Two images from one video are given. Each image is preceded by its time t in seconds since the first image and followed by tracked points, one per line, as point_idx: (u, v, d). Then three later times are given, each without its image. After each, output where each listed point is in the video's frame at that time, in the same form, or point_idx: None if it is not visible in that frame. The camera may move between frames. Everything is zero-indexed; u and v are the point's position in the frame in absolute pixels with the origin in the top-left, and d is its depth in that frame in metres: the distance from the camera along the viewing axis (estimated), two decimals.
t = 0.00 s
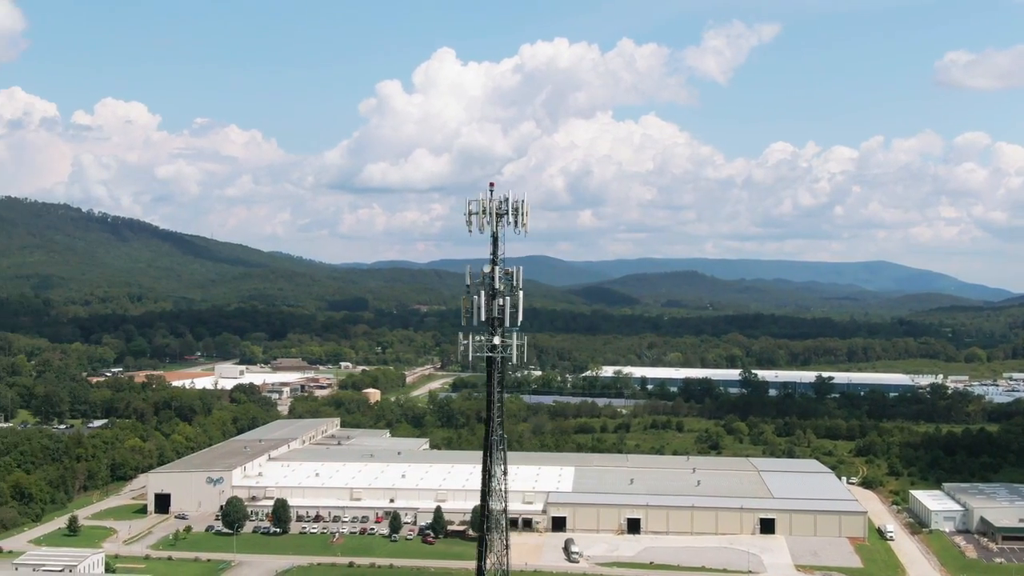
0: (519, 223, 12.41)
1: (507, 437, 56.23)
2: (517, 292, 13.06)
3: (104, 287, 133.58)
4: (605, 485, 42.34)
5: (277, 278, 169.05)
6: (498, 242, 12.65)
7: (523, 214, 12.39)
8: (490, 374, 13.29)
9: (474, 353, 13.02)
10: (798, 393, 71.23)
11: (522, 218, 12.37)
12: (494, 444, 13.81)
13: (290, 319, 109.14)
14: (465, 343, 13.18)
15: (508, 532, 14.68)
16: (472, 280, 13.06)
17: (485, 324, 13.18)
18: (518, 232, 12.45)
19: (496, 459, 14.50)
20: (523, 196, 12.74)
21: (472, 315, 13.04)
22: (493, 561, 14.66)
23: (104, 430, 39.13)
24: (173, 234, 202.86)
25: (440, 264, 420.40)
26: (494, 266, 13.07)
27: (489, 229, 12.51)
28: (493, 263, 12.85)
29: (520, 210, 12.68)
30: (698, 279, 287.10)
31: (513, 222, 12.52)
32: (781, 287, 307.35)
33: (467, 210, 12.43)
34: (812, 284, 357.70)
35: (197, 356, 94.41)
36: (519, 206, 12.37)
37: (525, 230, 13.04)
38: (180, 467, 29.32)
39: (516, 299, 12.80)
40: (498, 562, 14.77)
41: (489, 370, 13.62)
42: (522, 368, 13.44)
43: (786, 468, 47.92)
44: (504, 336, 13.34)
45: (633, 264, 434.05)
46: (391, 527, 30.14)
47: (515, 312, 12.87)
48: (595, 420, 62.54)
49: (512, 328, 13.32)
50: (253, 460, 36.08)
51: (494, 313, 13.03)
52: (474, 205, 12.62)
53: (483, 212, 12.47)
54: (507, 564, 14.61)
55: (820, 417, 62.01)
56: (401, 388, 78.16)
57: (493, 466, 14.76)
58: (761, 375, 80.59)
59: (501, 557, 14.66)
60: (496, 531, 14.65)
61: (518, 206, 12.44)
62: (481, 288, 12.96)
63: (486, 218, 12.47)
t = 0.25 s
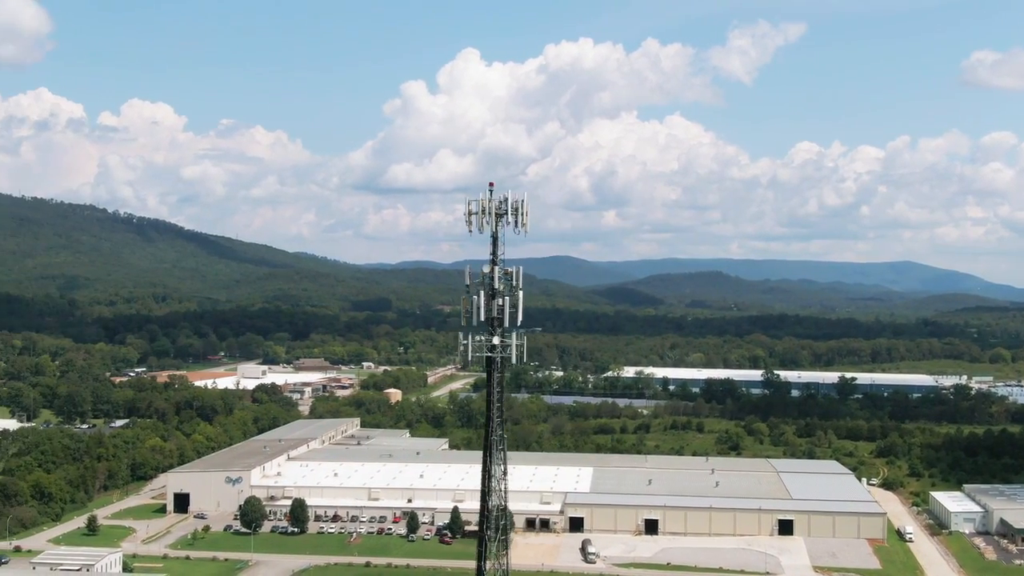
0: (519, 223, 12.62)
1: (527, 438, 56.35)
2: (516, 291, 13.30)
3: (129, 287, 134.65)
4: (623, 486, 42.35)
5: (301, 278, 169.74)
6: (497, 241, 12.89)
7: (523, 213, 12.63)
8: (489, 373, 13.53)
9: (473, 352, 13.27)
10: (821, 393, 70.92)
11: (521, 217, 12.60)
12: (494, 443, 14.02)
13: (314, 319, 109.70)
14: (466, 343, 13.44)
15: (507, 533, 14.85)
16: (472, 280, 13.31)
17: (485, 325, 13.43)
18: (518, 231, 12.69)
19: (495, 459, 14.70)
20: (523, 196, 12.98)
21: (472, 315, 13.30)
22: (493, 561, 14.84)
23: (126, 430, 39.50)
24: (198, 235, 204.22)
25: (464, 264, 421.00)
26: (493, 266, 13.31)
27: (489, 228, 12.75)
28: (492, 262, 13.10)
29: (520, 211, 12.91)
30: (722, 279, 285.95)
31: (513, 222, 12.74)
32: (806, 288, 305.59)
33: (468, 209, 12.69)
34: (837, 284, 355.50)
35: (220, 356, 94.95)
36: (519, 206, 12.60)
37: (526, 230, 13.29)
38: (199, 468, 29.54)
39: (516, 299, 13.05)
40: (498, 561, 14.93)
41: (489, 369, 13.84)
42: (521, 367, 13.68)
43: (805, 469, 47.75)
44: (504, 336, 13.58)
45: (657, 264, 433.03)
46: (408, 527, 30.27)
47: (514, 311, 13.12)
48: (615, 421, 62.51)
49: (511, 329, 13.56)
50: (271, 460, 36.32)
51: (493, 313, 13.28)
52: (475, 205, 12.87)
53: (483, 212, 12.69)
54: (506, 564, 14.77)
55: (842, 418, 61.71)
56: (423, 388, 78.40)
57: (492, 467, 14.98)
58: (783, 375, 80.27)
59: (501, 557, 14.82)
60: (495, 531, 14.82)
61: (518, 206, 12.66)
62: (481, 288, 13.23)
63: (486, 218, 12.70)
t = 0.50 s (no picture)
0: (519, 223, 12.84)
1: (546, 438, 56.43)
2: (516, 292, 13.53)
3: (153, 287, 135.63)
4: (641, 487, 42.32)
5: (326, 279, 170.41)
6: (498, 240, 13.11)
7: (522, 214, 12.84)
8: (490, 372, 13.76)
9: (472, 352, 13.50)
10: (844, 394, 70.57)
11: (521, 217, 12.81)
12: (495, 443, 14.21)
13: (337, 319, 110.13)
14: (466, 342, 13.64)
15: (506, 534, 15.00)
16: (472, 279, 13.54)
17: (484, 324, 13.65)
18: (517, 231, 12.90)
19: (495, 459, 14.87)
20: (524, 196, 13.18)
21: (472, 315, 13.54)
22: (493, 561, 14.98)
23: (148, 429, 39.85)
24: (223, 236, 205.46)
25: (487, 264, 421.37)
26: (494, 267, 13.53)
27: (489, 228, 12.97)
28: (492, 262, 13.31)
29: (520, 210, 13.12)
30: (747, 279, 284.75)
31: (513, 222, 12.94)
32: (830, 288, 303.90)
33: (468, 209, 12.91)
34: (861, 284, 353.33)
35: (243, 356, 95.43)
36: (519, 207, 12.80)
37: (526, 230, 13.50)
38: (219, 467, 29.80)
39: (515, 299, 13.27)
40: (498, 561, 15.07)
41: (489, 369, 14.04)
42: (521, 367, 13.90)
43: (824, 470, 47.57)
44: (503, 336, 13.80)
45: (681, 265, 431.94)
46: (426, 527, 30.40)
47: (513, 311, 13.35)
48: (635, 422, 62.47)
49: (511, 329, 13.78)
50: (290, 459, 36.55)
51: (492, 313, 13.51)
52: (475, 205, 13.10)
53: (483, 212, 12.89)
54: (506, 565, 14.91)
55: (864, 419, 61.40)
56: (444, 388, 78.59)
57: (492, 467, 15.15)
58: (806, 376, 79.92)
59: (501, 558, 14.95)
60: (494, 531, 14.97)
61: (517, 206, 12.86)
62: (480, 288, 13.46)
63: (486, 218, 12.91)
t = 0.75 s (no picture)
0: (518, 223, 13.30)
1: (566, 438, 56.52)
2: (516, 291, 13.94)
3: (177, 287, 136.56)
4: (659, 487, 42.31)
5: (350, 279, 170.98)
6: (497, 240, 13.56)
7: (520, 214, 13.32)
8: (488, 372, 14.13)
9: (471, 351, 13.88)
10: (867, 395, 70.20)
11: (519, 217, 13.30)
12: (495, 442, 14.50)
13: (359, 319, 110.52)
14: (466, 342, 14.05)
15: (506, 534, 15.20)
16: (471, 280, 13.97)
17: (484, 324, 14.05)
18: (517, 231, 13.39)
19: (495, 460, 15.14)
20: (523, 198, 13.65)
21: (472, 315, 13.94)
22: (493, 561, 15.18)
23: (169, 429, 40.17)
24: (248, 236, 206.59)
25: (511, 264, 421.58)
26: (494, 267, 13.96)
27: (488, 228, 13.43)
28: (492, 262, 13.75)
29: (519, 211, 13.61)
30: (772, 279, 283.36)
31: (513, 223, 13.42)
32: (856, 288, 301.84)
33: (467, 209, 13.39)
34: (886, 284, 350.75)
35: (266, 356, 96.00)
36: (518, 207, 13.28)
37: (525, 231, 13.96)
38: (237, 467, 30.02)
39: (515, 298, 13.68)
40: (498, 561, 15.26)
41: (488, 368, 14.39)
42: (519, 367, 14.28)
43: (843, 471, 47.42)
44: (502, 336, 14.20)
45: (704, 265, 430.37)
46: (443, 527, 30.54)
47: (512, 311, 13.76)
48: (655, 422, 62.43)
49: (510, 329, 14.17)
50: (310, 459, 36.79)
51: (491, 313, 13.92)
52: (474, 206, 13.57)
53: (483, 211, 13.36)
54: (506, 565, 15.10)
55: (887, 420, 61.07)
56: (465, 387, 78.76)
57: (492, 468, 15.37)
58: (829, 377, 79.56)
59: (501, 558, 15.14)
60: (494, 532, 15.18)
61: (517, 207, 13.32)
62: (480, 288, 13.87)
63: (485, 218, 13.38)
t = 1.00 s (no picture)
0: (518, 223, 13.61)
1: (585, 439, 56.57)
2: (515, 291, 14.23)
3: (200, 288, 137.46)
4: (676, 488, 42.33)
5: (371, 279, 171.47)
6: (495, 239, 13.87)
7: (519, 214, 13.62)
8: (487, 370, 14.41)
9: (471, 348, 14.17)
10: (890, 396, 69.83)
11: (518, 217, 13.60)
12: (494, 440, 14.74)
13: (381, 320, 110.86)
14: (465, 342, 14.34)
15: (505, 533, 15.42)
16: (471, 280, 14.27)
17: (483, 324, 14.34)
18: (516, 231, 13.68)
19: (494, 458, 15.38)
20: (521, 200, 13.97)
21: (472, 314, 14.22)
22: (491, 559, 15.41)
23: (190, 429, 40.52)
24: (271, 236, 207.56)
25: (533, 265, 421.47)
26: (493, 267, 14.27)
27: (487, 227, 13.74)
28: (492, 262, 14.05)
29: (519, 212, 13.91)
30: (797, 279, 281.72)
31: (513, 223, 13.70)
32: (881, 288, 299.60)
33: (468, 209, 13.71)
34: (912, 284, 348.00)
35: (289, 356, 96.62)
36: (516, 208, 13.58)
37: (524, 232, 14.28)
38: (257, 467, 30.26)
39: (515, 298, 14.01)
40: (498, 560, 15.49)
41: (487, 367, 14.66)
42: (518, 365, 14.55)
43: (862, 472, 47.27)
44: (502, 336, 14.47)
45: (726, 265, 428.78)
46: (460, 527, 30.68)
47: (511, 310, 14.06)
48: (675, 423, 62.37)
49: (509, 329, 14.46)
50: (328, 459, 37.00)
51: (490, 312, 14.21)
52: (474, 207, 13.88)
53: (482, 212, 13.67)
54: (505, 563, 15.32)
55: (909, 421, 60.74)
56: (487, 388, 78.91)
57: (492, 468, 15.60)
58: (851, 378, 79.19)
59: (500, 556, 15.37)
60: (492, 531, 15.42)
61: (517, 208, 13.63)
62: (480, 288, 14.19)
63: (484, 218, 13.69)
